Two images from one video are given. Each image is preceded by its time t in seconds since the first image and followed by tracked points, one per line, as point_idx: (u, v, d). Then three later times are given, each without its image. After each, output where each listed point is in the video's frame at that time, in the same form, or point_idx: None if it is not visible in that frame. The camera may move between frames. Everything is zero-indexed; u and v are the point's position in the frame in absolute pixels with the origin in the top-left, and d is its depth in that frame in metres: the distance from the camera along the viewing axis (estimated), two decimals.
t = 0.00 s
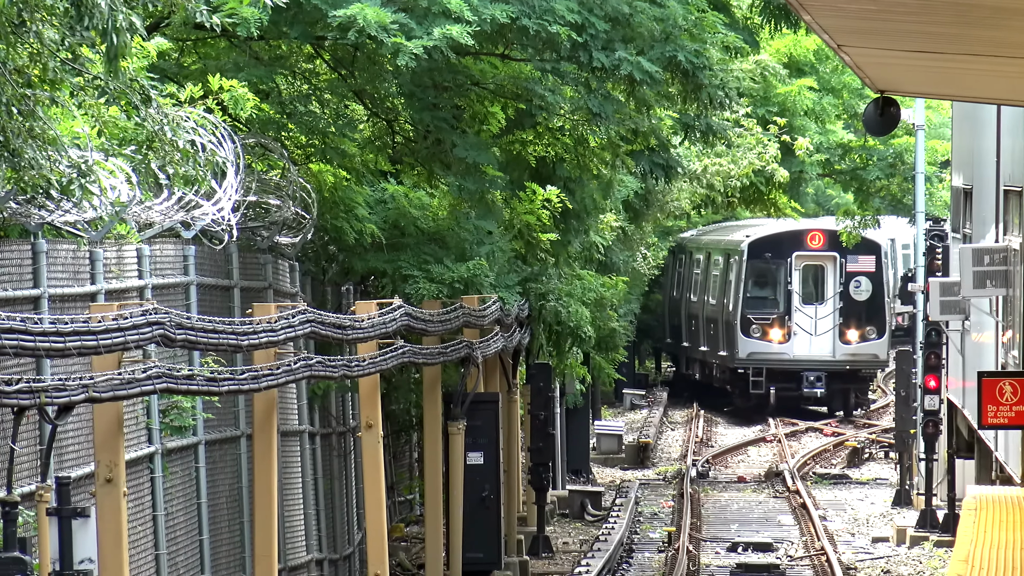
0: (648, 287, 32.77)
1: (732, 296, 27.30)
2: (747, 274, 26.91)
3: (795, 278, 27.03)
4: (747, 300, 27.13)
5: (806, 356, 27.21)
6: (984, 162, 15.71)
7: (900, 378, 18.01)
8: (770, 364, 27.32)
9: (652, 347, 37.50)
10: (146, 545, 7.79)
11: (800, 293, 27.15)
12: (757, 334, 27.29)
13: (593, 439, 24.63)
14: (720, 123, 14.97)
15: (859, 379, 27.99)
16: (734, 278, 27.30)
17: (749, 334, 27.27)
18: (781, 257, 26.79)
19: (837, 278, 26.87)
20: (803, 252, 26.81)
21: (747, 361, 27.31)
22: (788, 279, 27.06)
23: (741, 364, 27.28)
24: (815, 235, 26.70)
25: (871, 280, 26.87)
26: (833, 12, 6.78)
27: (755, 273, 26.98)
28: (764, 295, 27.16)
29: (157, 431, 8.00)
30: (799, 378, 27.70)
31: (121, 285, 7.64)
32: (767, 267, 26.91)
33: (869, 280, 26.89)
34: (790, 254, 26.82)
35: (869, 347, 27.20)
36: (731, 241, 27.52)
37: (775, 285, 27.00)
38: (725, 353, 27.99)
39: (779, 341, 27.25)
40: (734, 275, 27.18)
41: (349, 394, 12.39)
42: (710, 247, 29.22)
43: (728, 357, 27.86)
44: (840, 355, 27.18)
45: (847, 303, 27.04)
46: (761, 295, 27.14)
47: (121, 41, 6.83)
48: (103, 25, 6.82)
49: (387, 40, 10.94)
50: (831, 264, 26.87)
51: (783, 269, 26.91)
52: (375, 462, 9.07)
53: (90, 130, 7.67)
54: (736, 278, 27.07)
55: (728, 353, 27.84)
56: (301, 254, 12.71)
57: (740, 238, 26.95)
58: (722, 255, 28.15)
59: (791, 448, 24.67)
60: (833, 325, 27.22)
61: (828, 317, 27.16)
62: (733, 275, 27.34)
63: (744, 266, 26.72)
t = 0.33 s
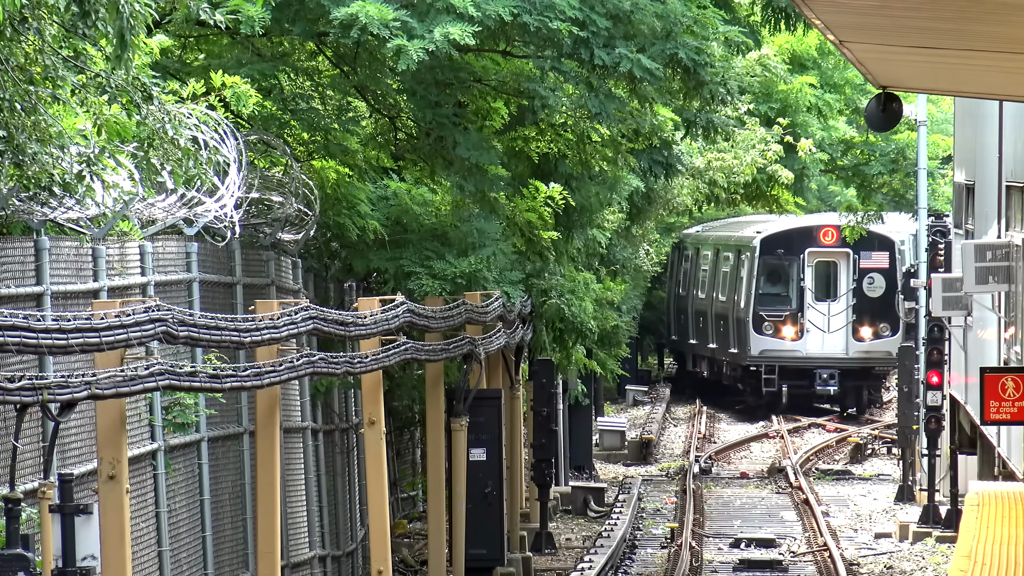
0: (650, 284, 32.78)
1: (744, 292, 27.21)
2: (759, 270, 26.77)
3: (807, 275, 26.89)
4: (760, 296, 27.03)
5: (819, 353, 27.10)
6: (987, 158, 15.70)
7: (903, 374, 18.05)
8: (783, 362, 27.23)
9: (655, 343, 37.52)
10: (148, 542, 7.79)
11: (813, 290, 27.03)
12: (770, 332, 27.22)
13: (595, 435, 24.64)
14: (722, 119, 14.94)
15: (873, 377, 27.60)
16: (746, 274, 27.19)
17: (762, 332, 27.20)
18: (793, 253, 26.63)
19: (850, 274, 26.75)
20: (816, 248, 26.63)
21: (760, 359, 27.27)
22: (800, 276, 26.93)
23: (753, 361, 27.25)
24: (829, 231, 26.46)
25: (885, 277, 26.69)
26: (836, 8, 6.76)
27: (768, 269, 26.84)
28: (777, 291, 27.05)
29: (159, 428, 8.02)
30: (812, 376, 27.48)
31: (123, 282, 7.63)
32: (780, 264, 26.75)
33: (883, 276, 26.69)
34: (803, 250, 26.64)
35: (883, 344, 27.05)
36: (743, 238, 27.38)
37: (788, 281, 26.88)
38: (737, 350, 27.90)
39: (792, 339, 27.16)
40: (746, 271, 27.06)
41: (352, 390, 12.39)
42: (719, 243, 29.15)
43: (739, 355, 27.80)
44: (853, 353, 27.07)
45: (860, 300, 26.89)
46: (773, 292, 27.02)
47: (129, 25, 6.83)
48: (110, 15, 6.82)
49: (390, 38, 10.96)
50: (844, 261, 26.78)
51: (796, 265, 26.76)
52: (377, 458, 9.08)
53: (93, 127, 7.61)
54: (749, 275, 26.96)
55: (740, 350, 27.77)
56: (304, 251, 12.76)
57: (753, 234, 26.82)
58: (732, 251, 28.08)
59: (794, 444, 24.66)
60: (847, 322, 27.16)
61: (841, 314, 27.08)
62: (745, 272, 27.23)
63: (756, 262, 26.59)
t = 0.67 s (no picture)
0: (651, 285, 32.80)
1: (754, 293, 27.01)
2: (770, 271, 26.64)
3: (818, 276, 26.77)
4: (771, 297, 26.86)
5: (831, 354, 27.04)
6: (988, 157, 15.70)
7: (904, 375, 18.06)
8: (793, 364, 27.04)
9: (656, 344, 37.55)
10: (149, 544, 7.80)
11: (825, 291, 26.88)
12: (781, 333, 26.97)
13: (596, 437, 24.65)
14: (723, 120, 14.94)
15: (884, 378, 27.63)
16: (756, 275, 27.02)
17: (773, 333, 26.96)
18: (804, 254, 26.51)
19: (862, 275, 26.68)
20: (827, 248, 26.50)
21: (771, 361, 27.00)
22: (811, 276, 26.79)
23: (765, 363, 26.98)
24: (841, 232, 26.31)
25: (896, 278, 26.63)
26: (838, 9, 6.76)
27: (778, 270, 26.73)
28: (788, 292, 26.91)
29: (160, 429, 8.01)
30: (824, 378, 27.45)
31: (124, 283, 7.64)
32: (790, 264, 26.66)
33: (894, 276, 26.63)
34: (813, 251, 26.51)
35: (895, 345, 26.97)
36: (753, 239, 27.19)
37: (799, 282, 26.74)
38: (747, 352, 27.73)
39: (803, 340, 26.98)
40: (756, 273, 26.90)
41: (353, 392, 12.39)
42: (726, 244, 29.06)
43: (749, 356, 27.60)
44: (865, 354, 26.98)
45: (872, 301, 26.79)
46: (784, 293, 26.88)
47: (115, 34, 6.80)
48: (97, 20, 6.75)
49: (392, 40, 10.93)
50: (856, 261, 26.69)
51: (807, 266, 26.67)
52: (378, 459, 9.08)
53: (93, 129, 7.57)
54: (759, 276, 26.80)
55: (750, 352, 27.55)
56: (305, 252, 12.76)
57: (762, 235, 26.65)
58: (741, 252, 27.97)
59: (795, 445, 24.66)
60: (858, 324, 27.05)
61: (853, 316, 26.95)
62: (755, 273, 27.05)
63: (767, 262, 26.42)
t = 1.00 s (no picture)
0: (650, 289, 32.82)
1: (762, 298, 26.97)
2: (778, 275, 26.63)
3: (827, 279, 26.67)
4: (779, 302, 26.82)
5: (839, 359, 26.97)
6: (987, 160, 15.71)
7: (902, 378, 18.09)
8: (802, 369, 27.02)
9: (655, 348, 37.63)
10: (148, 548, 7.81)
11: (833, 295, 26.79)
12: (789, 338, 26.96)
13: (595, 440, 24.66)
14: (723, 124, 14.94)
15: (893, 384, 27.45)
16: (764, 279, 26.97)
17: (781, 338, 26.94)
18: (812, 258, 26.47)
19: (871, 279, 26.48)
20: (836, 252, 26.39)
21: (779, 365, 27.00)
22: (820, 280, 26.69)
23: (772, 367, 26.98)
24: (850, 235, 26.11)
25: (905, 282, 26.35)
26: (837, 12, 6.77)
27: (786, 274, 26.68)
28: (796, 297, 26.82)
29: (159, 433, 8.01)
30: (832, 383, 27.44)
31: (123, 286, 7.65)
32: (798, 268, 26.60)
33: (903, 280, 26.34)
34: (823, 254, 26.43)
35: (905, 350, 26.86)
36: (760, 242, 27.13)
37: (807, 286, 26.66)
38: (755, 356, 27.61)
39: (812, 345, 26.96)
40: (764, 276, 26.87)
41: (351, 395, 12.40)
42: (731, 247, 29.00)
43: (756, 360, 27.52)
44: (874, 359, 26.90)
45: (881, 305, 26.64)
46: (792, 297, 26.82)
47: (110, 48, 6.83)
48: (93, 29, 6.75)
49: (391, 42, 10.92)
50: (865, 265, 26.51)
51: (815, 270, 26.56)
52: (377, 464, 9.07)
53: (92, 131, 7.67)
54: (767, 280, 26.78)
55: (757, 356, 27.48)
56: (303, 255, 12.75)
57: (770, 239, 26.66)
58: (747, 256, 27.90)
59: (793, 449, 24.68)
60: (867, 328, 26.95)
61: (862, 320, 26.88)
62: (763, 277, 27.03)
63: (774, 267, 26.44)
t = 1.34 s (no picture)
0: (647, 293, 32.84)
1: (769, 304, 26.92)
2: (785, 280, 26.56)
3: (834, 285, 26.69)
4: (785, 307, 26.76)
5: (846, 365, 26.85)
6: (984, 166, 15.74)
7: (900, 383, 18.12)
8: (809, 375, 26.88)
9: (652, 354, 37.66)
10: (145, 551, 7.80)
11: (840, 300, 26.77)
12: (796, 344, 26.86)
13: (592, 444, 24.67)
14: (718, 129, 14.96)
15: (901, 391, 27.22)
16: (770, 285, 26.90)
17: (788, 343, 26.84)
18: (820, 262, 26.45)
19: (878, 284, 26.50)
20: (844, 256, 26.42)
21: (785, 372, 26.85)
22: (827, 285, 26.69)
23: (778, 373, 26.84)
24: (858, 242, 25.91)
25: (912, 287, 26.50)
26: (834, 17, 6.78)
27: (793, 279, 26.65)
28: (803, 302, 26.81)
29: (156, 437, 8.01)
30: (840, 390, 27.28)
31: (121, 290, 7.65)
32: (805, 274, 26.59)
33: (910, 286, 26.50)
34: (830, 259, 26.43)
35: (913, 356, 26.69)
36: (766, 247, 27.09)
37: (814, 291, 26.67)
38: (759, 363, 27.61)
39: (819, 351, 26.82)
40: (771, 282, 26.82)
41: (349, 399, 12.40)
42: (735, 252, 28.96)
43: (762, 367, 27.38)
44: (882, 365, 26.72)
45: (889, 310, 26.55)
46: (798, 302, 26.80)
47: (116, 44, 6.85)
48: (100, 30, 6.81)
49: (390, 47, 10.92)
50: (872, 270, 26.59)
51: (822, 275, 26.60)
52: (375, 468, 9.06)
53: (90, 135, 7.58)
54: (773, 285, 26.71)
55: (763, 363, 27.35)
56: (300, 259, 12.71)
57: (776, 244, 26.64)
58: (753, 261, 27.85)
59: (790, 453, 24.69)
60: (875, 334, 26.82)
61: (869, 326, 26.80)
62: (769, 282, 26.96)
63: (782, 272, 26.37)
